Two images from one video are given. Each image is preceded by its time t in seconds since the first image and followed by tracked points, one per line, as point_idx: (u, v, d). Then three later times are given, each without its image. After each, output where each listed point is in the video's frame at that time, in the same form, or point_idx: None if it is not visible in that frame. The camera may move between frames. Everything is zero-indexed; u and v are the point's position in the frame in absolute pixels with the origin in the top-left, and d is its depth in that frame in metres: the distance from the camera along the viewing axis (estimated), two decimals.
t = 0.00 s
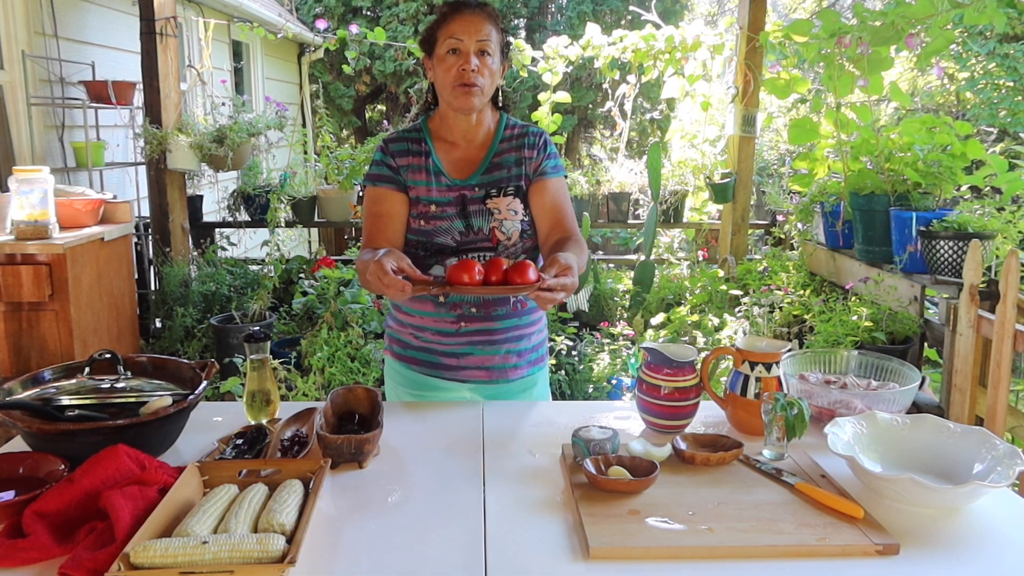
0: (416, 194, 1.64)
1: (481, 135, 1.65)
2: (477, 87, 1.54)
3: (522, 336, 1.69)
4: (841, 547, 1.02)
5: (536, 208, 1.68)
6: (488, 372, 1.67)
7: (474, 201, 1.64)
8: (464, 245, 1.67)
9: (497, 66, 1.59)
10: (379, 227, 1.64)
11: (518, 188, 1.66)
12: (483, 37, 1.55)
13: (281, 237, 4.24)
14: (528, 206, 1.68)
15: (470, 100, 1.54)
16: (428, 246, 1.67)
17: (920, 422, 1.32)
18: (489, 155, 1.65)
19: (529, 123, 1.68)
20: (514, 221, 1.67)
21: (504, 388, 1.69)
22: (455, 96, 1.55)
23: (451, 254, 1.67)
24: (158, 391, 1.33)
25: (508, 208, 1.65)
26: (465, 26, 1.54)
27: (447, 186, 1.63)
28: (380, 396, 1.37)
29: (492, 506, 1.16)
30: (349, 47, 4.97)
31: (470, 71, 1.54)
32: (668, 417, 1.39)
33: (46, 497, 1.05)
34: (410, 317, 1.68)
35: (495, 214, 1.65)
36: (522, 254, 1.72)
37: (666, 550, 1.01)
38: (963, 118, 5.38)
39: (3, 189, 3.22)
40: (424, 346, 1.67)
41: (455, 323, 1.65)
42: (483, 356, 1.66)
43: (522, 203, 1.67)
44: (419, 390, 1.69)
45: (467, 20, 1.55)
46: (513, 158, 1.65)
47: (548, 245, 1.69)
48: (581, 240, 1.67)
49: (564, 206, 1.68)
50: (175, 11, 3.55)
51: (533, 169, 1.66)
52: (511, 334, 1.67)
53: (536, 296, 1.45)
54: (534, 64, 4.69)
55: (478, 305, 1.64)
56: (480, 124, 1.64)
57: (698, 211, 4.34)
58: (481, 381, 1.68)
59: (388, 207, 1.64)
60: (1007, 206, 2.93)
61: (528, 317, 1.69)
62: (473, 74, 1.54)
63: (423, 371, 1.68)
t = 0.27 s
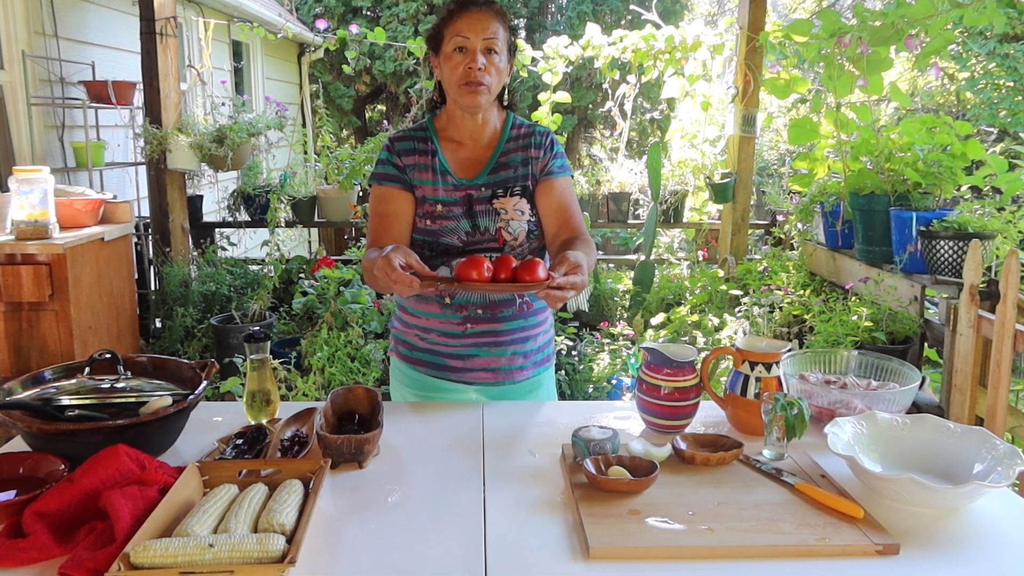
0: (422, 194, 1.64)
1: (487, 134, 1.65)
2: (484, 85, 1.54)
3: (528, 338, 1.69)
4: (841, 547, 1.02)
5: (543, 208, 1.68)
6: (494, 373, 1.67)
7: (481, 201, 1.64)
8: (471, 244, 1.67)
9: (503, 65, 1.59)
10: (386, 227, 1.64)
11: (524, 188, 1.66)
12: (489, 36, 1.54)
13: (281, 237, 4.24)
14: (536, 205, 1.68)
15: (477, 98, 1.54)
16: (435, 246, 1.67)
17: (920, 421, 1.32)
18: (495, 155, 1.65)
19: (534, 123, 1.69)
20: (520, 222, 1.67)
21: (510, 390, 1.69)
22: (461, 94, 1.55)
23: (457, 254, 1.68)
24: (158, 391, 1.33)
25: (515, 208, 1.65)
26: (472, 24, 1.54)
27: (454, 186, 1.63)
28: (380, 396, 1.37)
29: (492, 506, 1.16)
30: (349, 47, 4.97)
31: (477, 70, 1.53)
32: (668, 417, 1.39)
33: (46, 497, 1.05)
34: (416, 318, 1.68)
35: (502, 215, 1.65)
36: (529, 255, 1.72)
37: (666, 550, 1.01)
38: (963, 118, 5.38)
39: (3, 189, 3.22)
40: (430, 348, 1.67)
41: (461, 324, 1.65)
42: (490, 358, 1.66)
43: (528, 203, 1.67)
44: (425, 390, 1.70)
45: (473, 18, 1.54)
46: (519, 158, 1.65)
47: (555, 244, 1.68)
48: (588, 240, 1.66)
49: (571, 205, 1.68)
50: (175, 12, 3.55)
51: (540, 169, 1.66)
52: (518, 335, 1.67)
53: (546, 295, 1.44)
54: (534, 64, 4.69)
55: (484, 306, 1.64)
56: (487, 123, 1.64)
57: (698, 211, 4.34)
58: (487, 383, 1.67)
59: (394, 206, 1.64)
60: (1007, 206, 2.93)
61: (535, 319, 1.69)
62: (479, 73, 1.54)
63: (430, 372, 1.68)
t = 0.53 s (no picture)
0: (436, 200, 1.64)
1: (502, 137, 1.64)
2: (500, 88, 1.54)
3: (542, 343, 1.69)
4: (841, 547, 1.02)
5: (559, 214, 1.68)
6: (508, 379, 1.67)
7: (496, 209, 1.63)
8: (486, 254, 1.68)
9: (520, 67, 1.58)
10: (400, 234, 1.65)
11: (540, 194, 1.66)
12: (506, 37, 1.54)
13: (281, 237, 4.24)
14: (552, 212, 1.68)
15: (493, 102, 1.54)
16: (450, 254, 1.68)
17: (921, 421, 1.32)
18: (510, 159, 1.64)
19: (550, 125, 1.68)
20: (536, 230, 1.67)
21: (523, 395, 1.70)
22: (477, 98, 1.54)
23: (472, 263, 1.68)
24: (157, 391, 1.33)
25: (530, 216, 1.65)
26: (488, 25, 1.53)
27: (469, 194, 1.63)
28: (380, 396, 1.37)
29: (492, 506, 1.16)
30: (349, 47, 4.96)
31: (493, 72, 1.53)
32: (668, 417, 1.39)
33: (46, 497, 1.05)
34: (430, 324, 1.68)
35: (518, 223, 1.65)
36: (546, 261, 1.73)
37: (666, 550, 1.01)
38: (963, 118, 5.37)
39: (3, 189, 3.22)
40: (444, 353, 1.67)
41: (476, 332, 1.64)
42: (503, 364, 1.66)
43: (545, 209, 1.67)
44: (437, 394, 1.70)
45: (490, 18, 1.54)
46: (534, 163, 1.65)
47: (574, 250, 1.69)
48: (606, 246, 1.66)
49: (587, 209, 1.68)
50: (175, 12, 3.55)
51: (556, 174, 1.66)
52: (532, 341, 1.67)
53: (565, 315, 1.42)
54: (534, 64, 4.69)
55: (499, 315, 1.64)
56: (502, 126, 1.63)
57: (698, 211, 4.34)
58: (500, 388, 1.68)
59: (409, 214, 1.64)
60: (1007, 206, 2.93)
61: (550, 325, 1.69)
62: (496, 76, 1.53)
63: (444, 377, 1.68)
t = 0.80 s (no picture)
0: (475, 225, 1.64)
1: (539, 151, 1.63)
2: (536, 106, 1.53)
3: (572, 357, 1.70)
4: (840, 546, 1.02)
5: (588, 239, 1.66)
6: (536, 390, 1.68)
7: (533, 236, 1.64)
8: (522, 283, 1.68)
9: (558, 80, 1.56)
10: (440, 257, 1.65)
11: (576, 217, 1.65)
12: (543, 50, 1.53)
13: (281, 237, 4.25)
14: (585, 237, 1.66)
15: (530, 120, 1.53)
16: (486, 279, 1.69)
17: (921, 421, 1.32)
18: (546, 178, 1.63)
19: (587, 137, 1.65)
20: (572, 257, 1.68)
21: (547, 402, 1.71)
22: (515, 115, 1.53)
23: (508, 287, 1.69)
24: (157, 391, 1.33)
25: (566, 243, 1.66)
26: (525, 37, 1.52)
27: (507, 221, 1.63)
28: (380, 396, 1.37)
29: (493, 505, 1.16)
30: (349, 47, 4.96)
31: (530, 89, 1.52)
32: (668, 417, 1.39)
33: (45, 497, 1.05)
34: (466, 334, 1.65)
35: (554, 251, 1.66)
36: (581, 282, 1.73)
37: (665, 550, 1.01)
38: (963, 118, 5.37)
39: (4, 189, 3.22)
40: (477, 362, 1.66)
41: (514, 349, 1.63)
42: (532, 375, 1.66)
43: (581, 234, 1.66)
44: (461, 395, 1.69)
45: (527, 29, 1.52)
46: (569, 182, 1.64)
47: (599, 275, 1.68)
48: (635, 278, 1.65)
49: (617, 232, 1.65)
50: (175, 11, 3.55)
51: (590, 194, 1.64)
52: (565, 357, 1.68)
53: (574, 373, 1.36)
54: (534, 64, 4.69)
55: (533, 334, 1.71)
56: (539, 141, 1.62)
57: (698, 211, 4.34)
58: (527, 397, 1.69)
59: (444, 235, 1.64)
60: (1006, 206, 2.93)
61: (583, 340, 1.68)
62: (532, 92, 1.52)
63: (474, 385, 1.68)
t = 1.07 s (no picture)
0: (451, 213, 1.65)
1: (519, 143, 1.63)
2: (514, 92, 1.52)
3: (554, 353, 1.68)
4: (841, 546, 1.02)
5: (563, 229, 1.64)
6: (517, 387, 1.67)
7: (508, 225, 1.63)
8: (496, 271, 1.68)
9: (537, 69, 1.56)
10: (417, 244, 1.67)
11: (552, 208, 1.64)
12: (522, 38, 1.53)
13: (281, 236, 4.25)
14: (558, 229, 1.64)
15: (507, 106, 1.52)
16: (461, 267, 1.69)
17: (921, 421, 1.32)
18: (523, 170, 1.63)
19: (568, 132, 1.65)
20: (546, 247, 1.66)
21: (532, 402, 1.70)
22: (492, 102, 1.53)
23: (482, 276, 1.69)
24: (158, 391, 1.33)
25: (540, 233, 1.64)
26: (503, 27, 1.53)
27: (481, 209, 1.63)
28: (380, 396, 1.37)
29: (493, 506, 1.16)
30: (349, 47, 4.96)
31: (508, 75, 1.52)
32: (668, 417, 1.39)
33: (46, 497, 1.05)
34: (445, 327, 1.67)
35: (528, 240, 1.65)
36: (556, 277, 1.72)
37: (666, 550, 1.01)
38: (963, 118, 5.37)
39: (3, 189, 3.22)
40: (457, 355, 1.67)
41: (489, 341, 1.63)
42: (512, 373, 1.66)
43: (555, 225, 1.64)
44: (446, 392, 1.70)
45: (505, 19, 1.53)
46: (546, 174, 1.63)
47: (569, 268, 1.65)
48: (605, 274, 1.62)
49: (593, 227, 1.62)
50: (175, 11, 3.55)
51: (567, 186, 1.62)
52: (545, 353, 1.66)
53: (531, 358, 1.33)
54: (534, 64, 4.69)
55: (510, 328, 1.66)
56: (518, 132, 1.62)
57: (699, 211, 4.34)
58: (510, 394, 1.68)
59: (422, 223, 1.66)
60: (1006, 206, 2.92)
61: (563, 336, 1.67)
62: (510, 79, 1.52)
63: (454, 379, 1.69)
